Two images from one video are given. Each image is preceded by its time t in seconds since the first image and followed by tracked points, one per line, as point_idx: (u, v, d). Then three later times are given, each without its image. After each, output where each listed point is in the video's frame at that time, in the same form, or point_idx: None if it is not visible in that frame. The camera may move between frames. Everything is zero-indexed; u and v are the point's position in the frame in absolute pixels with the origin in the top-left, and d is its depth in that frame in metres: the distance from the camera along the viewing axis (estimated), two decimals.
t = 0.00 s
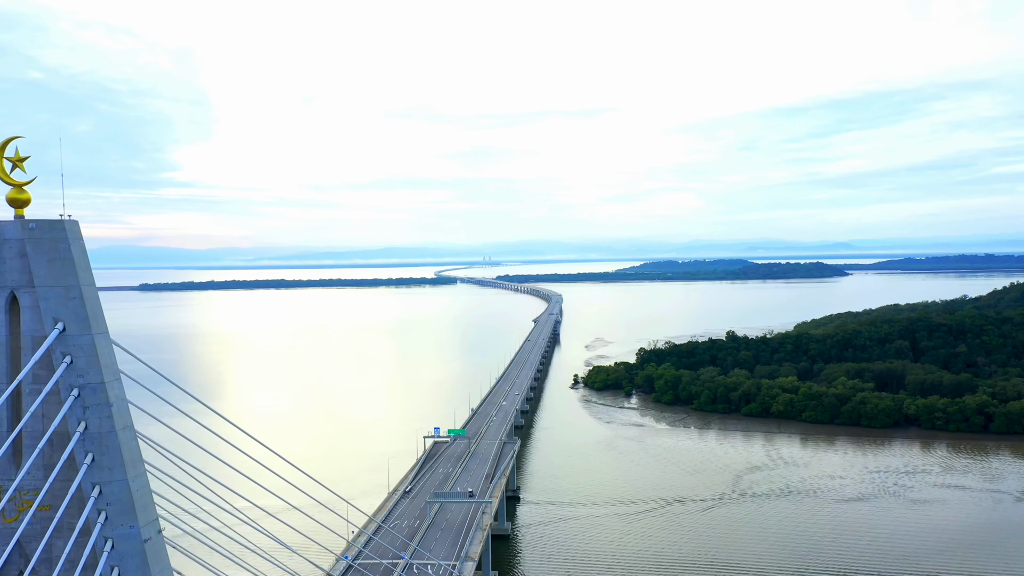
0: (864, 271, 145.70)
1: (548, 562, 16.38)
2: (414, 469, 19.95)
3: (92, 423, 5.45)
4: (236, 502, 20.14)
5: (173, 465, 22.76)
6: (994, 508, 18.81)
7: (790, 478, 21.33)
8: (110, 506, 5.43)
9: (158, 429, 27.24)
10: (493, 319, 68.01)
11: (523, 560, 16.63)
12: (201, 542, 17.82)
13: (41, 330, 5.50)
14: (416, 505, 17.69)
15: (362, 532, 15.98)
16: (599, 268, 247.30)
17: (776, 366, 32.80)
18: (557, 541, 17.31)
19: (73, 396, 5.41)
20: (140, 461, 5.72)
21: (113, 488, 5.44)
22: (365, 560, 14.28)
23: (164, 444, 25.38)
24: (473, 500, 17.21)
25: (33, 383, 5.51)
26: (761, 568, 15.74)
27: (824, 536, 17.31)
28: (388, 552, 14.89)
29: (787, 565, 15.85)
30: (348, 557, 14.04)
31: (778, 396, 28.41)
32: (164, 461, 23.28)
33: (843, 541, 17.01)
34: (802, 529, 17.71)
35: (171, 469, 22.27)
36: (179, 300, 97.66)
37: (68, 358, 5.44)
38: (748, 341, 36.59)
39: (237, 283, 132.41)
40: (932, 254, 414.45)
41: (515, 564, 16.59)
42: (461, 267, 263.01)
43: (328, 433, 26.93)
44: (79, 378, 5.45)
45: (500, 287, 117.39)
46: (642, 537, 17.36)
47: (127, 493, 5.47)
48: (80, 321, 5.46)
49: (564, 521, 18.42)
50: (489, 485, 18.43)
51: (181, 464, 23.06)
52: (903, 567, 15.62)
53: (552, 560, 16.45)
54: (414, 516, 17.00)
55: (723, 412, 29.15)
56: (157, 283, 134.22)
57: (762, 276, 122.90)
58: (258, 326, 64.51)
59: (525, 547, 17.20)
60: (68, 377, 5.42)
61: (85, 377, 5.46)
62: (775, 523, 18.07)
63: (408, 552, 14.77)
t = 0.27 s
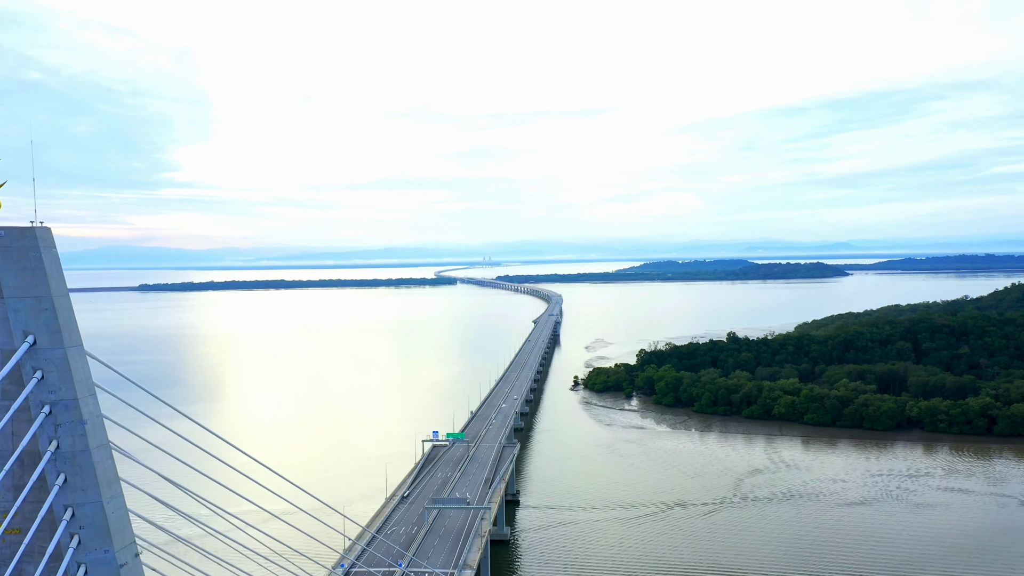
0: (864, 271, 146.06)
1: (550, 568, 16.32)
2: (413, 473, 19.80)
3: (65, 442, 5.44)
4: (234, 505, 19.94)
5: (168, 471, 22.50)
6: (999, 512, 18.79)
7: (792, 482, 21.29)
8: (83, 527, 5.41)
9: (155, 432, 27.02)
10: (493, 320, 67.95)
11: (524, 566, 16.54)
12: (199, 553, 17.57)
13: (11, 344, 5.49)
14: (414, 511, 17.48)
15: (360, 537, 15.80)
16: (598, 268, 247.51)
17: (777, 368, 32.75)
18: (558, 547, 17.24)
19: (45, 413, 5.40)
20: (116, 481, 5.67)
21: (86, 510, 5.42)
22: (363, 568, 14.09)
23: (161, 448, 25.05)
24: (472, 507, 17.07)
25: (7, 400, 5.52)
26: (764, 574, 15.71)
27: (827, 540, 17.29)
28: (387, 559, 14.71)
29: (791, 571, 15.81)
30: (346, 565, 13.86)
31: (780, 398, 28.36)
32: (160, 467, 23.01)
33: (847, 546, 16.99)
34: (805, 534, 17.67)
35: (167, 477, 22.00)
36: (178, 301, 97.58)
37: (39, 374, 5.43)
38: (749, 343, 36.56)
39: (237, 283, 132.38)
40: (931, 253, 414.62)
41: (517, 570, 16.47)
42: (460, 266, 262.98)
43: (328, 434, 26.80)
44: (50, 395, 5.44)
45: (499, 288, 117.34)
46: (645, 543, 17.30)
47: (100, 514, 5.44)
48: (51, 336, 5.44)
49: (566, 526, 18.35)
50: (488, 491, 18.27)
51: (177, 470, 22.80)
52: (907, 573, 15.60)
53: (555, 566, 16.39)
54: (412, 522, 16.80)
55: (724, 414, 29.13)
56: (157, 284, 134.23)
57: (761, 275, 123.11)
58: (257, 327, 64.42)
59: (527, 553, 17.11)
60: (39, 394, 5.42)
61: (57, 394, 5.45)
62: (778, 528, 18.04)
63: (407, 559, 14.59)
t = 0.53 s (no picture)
0: (864, 271, 146.29)
1: (551, 572, 16.29)
2: (411, 476, 19.68)
3: (39, 459, 5.43)
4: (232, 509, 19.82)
5: (165, 476, 22.30)
6: (1002, 515, 18.75)
7: (794, 485, 21.26)
8: (56, 546, 5.39)
9: (152, 435, 26.88)
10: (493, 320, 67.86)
11: (524, 570, 16.48)
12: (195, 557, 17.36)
13: None
14: (412, 515, 17.28)
15: (357, 543, 15.66)
16: (597, 267, 247.74)
17: (779, 369, 32.71)
18: (559, 551, 17.21)
19: (16, 428, 5.39)
20: (92, 499, 5.67)
21: (59, 530, 5.40)
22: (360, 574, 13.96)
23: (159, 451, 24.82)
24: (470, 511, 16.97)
25: None
26: None
27: (829, 544, 17.27)
28: (384, 565, 14.57)
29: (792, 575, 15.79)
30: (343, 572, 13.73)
31: (781, 400, 28.33)
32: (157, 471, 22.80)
33: (848, 549, 16.97)
34: (807, 538, 17.64)
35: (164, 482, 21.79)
36: (177, 302, 97.43)
37: (10, 389, 5.42)
38: (749, 343, 36.54)
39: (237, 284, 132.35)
40: (931, 253, 414.64)
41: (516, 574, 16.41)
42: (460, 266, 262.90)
43: (328, 435, 26.69)
44: (22, 410, 5.43)
45: (499, 288, 117.26)
46: (645, 547, 17.28)
47: (73, 533, 5.40)
48: (20, 350, 5.40)
49: (566, 530, 18.32)
50: (487, 495, 18.15)
51: (174, 474, 22.60)
52: None
53: (555, 570, 16.36)
54: (410, 527, 16.62)
55: (725, 415, 29.14)
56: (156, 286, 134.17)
57: (761, 275, 123.21)
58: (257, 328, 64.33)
59: (527, 557, 17.06)
60: (11, 409, 5.41)
61: (30, 409, 5.44)
62: (779, 532, 18.01)
63: (405, 565, 14.48)
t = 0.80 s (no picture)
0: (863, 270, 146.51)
1: None
2: (409, 480, 19.52)
3: (1, 478, 4.60)
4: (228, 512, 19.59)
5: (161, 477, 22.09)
6: (1006, 518, 18.70)
7: (796, 487, 21.23)
8: None
9: (149, 438, 26.68)
10: (493, 321, 67.82)
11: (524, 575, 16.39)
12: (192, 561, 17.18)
13: None
14: (410, 520, 17.14)
15: (354, 549, 15.49)
16: (597, 267, 247.92)
17: (779, 370, 32.70)
18: (559, 555, 17.15)
19: None
20: (62, 519, 4.85)
21: (25, 555, 4.62)
22: None
23: (156, 452, 24.62)
24: (469, 517, 16.85)
25: None
26: None
27: (830, 547, 17.25)
28: (382, 571, 14.42)
29: None
30: None
31: (782, 401, 28.29)
32: (154, 472, 22.57)
33: (850, 553, 16.95)
34: (808, 541, 17.60)
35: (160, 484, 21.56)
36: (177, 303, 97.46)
37: None
38: (750, 344, 36.52)
39: (236, 285, 132.41)
40: (931, 252, 414.67)
41: None
42: (460, 266, 262.86)
43: (326, 438, 26.48)
44: None
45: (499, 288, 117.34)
46: (646, 551, 17.24)
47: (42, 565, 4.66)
48: None
49: (566, 534, 18.26)
50: (485, 500, 18.03)
51: (170, 476, 22.36)
52: None
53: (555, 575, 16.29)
54: (407, 532, 16.48)
55: (726, 417, 29.11)
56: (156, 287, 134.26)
57: (761, 275, 123.35)
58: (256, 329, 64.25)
59: (527, 562, 16.98)
60: None
61: None
62: (780, 535, 17.98)
63: (403, 572, 14.34)
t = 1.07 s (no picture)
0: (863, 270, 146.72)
1: None
2: (406, 484, 19.43)
3: None
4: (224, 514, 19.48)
5: (158, 481, 21.97)
6: (1008, 520, 18.67)
7: (796, 490, 21.22)
8: None
9: (146, 439, 26.57)
10: (493, 322, 67.79)
11: None
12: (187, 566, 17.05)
13: None
14: (407, 526, 17.03)
15: (349, 556, 15.42)
16: (596, 267, 248.22)
17: (781, 371, 32.67)
18: (557, 559, 17.15)
19: None
20: (27, 540, 4.78)
21: None
22: None
23: (154, 454, 24.48)
24: (466, 522, 16.74)
25: None
26: None
27: (830, 551, 17.25)
28: None
29: None
30: None
31: (783, 402, 28.28)
32: (151, 476, 22.42)
33: (849, 556, 16.96)
34: (808, 545, 17.59)
35: (157, 487, 21.41)
36: (176, 304, 97.37)
37: None
38: (751, 345, 36.52)
39: (235, 286, 132.36)
40: (931, 251, 414.81)
41: None
42: (459, 266, 263.01)
43: (325, 439, 26.35)
44: None
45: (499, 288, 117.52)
46: (644, 554, 17.24)
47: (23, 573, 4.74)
48: None
49: (565, 537, 18.26)
50: (483, 504, 17.95)
51: (168, 479, 22.21)
52: None
53: None
54: (404, 538, 16.38)
55: (726, 418, 29.10)
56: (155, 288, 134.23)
57: (762, 275, 123.44)
58: (257, 330, 64.16)
59: (526, 566, 16.97)
60: None
61: None
62: (780, 538, 17.97)
63: None
